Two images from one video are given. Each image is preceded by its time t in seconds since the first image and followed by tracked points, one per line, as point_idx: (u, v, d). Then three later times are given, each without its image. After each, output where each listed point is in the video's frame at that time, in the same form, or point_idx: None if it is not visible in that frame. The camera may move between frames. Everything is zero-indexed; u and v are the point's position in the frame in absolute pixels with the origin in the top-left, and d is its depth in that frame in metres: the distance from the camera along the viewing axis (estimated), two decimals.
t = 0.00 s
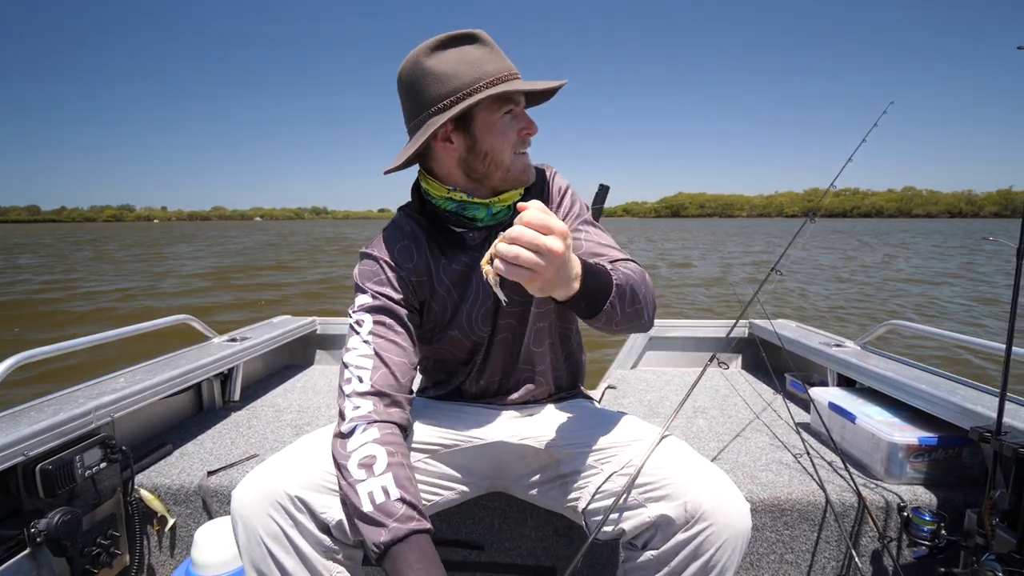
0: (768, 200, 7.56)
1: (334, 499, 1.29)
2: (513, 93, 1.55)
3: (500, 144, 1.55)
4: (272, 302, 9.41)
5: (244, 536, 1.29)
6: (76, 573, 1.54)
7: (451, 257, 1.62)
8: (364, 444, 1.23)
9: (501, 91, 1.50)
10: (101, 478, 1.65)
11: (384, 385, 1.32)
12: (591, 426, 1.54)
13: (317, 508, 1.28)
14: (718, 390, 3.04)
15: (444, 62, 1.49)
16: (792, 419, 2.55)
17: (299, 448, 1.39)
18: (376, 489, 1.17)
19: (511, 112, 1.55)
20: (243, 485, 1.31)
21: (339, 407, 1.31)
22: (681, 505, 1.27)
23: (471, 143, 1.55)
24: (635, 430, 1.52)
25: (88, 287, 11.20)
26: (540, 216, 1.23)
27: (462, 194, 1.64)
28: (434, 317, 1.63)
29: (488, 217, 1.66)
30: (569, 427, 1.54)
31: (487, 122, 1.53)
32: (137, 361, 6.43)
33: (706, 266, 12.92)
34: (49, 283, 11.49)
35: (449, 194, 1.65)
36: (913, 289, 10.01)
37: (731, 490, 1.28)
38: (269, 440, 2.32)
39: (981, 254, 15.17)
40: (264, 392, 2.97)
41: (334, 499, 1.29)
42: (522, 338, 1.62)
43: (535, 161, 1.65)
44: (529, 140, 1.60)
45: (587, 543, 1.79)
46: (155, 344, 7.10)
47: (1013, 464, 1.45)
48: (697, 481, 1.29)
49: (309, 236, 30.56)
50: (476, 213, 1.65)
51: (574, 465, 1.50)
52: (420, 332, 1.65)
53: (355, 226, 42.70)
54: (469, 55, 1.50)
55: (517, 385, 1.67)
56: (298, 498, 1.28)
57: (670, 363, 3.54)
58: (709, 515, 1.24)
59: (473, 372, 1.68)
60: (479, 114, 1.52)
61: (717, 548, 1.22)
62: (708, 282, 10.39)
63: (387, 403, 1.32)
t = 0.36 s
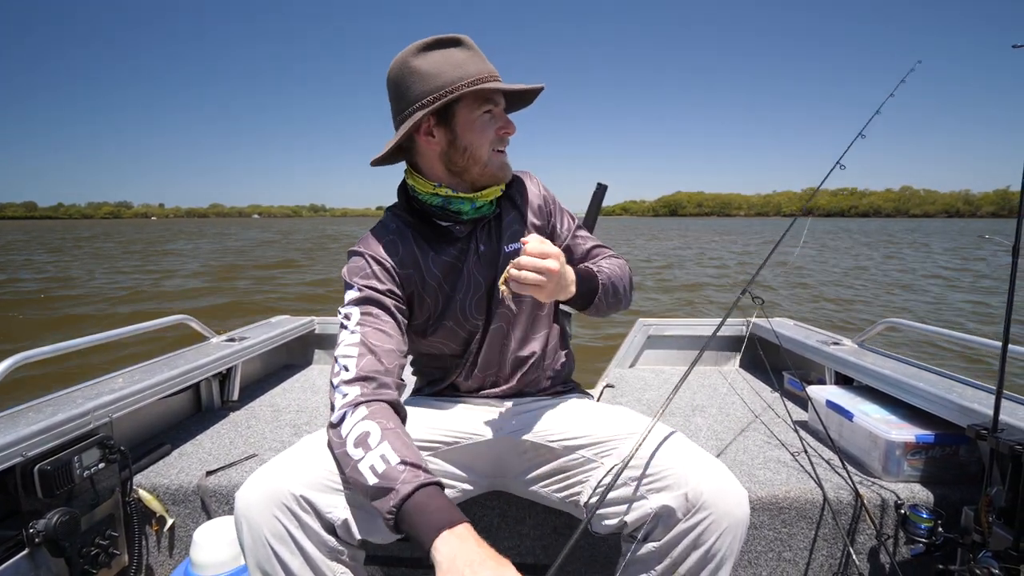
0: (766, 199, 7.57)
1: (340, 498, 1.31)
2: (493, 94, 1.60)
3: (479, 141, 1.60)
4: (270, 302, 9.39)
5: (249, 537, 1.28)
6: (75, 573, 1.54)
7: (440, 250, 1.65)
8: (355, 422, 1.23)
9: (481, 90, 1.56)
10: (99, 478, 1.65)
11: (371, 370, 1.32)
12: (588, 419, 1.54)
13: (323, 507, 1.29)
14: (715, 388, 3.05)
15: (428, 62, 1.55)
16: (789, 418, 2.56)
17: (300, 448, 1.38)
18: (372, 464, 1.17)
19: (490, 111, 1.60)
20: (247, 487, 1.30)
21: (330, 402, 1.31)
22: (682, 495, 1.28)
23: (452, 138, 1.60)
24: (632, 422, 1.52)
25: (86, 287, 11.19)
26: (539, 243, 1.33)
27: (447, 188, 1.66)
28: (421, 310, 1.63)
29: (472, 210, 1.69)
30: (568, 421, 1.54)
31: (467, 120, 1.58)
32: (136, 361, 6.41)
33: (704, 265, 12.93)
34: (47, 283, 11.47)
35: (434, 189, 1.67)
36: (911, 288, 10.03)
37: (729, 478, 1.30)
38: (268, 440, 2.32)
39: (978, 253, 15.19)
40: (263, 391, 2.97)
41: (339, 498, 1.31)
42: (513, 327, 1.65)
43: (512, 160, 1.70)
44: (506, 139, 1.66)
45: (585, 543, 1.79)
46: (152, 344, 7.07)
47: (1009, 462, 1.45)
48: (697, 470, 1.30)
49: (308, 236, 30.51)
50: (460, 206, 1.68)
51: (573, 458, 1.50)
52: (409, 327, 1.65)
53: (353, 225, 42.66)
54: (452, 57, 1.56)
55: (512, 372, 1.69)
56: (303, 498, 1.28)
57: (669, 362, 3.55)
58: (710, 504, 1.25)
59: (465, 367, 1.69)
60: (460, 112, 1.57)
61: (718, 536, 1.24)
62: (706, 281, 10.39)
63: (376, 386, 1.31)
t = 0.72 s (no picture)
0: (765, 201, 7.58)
1: (345, 498, 1.34)
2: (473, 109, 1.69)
3: (450, 148, 1.73)
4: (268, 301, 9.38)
5: (254, 536, 1.27)
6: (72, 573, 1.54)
7: (447, 243, 1.68)
8: (354, 363, 1.25)
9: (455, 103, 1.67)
10: (97, 478, 1.65)
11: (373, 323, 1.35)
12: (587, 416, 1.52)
13: (328, 507, 1.31)
14: (713, 391, 3.05)
15: (428, 70, 1.72)
16: (787, 420, 2.56)
17: (303, 447, 1.39)
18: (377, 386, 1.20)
19: (466, 122, 1.71)
20: (252, 486, 1.28)
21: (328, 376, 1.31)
22: (681, 488, 1.29)
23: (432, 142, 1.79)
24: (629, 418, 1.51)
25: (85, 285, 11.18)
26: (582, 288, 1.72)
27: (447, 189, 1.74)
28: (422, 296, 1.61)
29: (471, 212, 1.73)
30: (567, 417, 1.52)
31: (444, 129, 1.73)
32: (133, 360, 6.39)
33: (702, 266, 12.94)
34: (45, 282, 11.45)
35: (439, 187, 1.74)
36: (909, 291, 10.05)
37: (726, 473, 1.31)
38: (267, 440, 2.32)
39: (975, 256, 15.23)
40: (261, 391, 2.97)
41: (344, 498, 1.34)
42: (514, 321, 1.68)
43: (491, 171, 1.76)
44: (484, 150, 1.74)
45: (582, 545, 1.79)
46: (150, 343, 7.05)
47: (1005, 466, 1.47)
48: (695, 464, 1.31)
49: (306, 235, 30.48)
50: (460, 207, 1.72)
51: (574, 455, 1.48)
52: (409, 319, 1.63)
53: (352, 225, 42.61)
54: (446, 73, 1.69)
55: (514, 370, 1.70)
56: (309, 497, 1.29)
57: (666, 364, 3.56)
58: (709, 497, 1.25)
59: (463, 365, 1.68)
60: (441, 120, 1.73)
61: (717, 529, 1.24)
62: (704, 282, 10.40)
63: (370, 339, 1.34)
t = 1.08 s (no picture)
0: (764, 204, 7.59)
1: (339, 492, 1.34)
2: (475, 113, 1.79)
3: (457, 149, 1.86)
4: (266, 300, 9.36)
5: (246, 528, 1.26)
6: (65, 572, 1.52)
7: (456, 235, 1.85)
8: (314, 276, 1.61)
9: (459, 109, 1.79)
10: (91, 476, 1.64)
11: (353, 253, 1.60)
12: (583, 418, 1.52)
13: (321, 501, 1.30)
14: (710, 394, 3.05)
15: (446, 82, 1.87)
16: (784, 424, 2.56)
17: (297, 441, 1.38)
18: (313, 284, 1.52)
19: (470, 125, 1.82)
20: (246, 478, 1.27)
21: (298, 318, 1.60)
22: (677, 491, 1.28)
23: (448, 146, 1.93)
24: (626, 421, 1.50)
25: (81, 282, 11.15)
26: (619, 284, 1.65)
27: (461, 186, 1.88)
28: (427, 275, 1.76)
29: (478, 210, 1.84)
30: (561, 420, 1.51)
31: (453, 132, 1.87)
32: (129, 358, 6.37)
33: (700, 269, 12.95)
34: (42, 279, 11.42)
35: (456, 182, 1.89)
36: (906, 294, 10.06)
37: (720, 474, 1.31)
38: (262, 439, 2.31)
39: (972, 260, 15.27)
40: (256, 390, 2.96)
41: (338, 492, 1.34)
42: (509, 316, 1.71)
43: (495, 170, 1.84)
44: (486, 151, 1.82)
45: (579, 547, 1.78)
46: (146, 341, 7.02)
47: (1003, 472, 1.46)
48: (692, 467, 1.31)
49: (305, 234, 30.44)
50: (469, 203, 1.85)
51: (571, 457, 1.48)
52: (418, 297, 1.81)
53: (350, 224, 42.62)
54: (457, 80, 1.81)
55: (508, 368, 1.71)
56: (302, 490, 1.28)
57: (664, 367, 3.55)
58: (705, 501, 1.25)
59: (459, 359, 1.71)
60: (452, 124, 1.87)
61: (713, 533, 1.24)
62: (702, 285, 10.40)
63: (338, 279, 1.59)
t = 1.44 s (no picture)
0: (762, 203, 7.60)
1: (325, 483, 1.37)
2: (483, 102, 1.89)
3: (469, 139, 1.91)
4: (264, 299, 9.35)
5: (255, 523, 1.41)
6: (62, 571, 1.53)
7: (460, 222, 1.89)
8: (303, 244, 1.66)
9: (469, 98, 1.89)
10: (88, 475, 1.64)
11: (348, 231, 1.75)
12: (568, 417, 1.51)
13: (306, 492, 1.35)
14: (708, 392, 3.06)
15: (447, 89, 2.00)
16: (781, 422, 2.57)
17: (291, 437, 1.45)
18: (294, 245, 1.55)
19: (480, 116, 1.91)
20: (244, 485, 1.42)
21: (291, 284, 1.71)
22: (663, 496, 1.29)
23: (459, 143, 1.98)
24: (609, 420, 1.48)
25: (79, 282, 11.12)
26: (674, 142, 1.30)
27: (469, 175, 1.94)
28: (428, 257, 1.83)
29: (485, 196, 1.92)
30: (551, 417, 1.51)
31: (462, 127, 1.95)
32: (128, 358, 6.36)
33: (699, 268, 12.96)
34: (39, 280, 11.39)
35: (462, 173, 1.96)
36: (904, 293, 10.08)
37: (707, 477, 1.34)
38: (259, 438, 2.31)
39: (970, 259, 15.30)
40: (254, 390, 2.96)
41: (324, 483, 1.37)
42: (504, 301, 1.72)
43: (510, 151, 1.87)
44: (498, 135, 1.88)
45: (576, 545, 1.79)
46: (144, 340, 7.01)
47: (997, 468, 1.48)
48: (677, 471, 1.33)
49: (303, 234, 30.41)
50: (476, 191, 1.94)
51: (557, 456, 1.47)
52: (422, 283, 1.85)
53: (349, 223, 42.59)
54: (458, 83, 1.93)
55: (505, 357, 1.72)
56: (284, 485, 1.35)
57: (662, 365, 3.56)
58: (690, 504, 1.27)
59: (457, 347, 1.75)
60: (462, 119, 1.94)
61: (699, 537, 1.27)
62: (701, 284, 10.41)
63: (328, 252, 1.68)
